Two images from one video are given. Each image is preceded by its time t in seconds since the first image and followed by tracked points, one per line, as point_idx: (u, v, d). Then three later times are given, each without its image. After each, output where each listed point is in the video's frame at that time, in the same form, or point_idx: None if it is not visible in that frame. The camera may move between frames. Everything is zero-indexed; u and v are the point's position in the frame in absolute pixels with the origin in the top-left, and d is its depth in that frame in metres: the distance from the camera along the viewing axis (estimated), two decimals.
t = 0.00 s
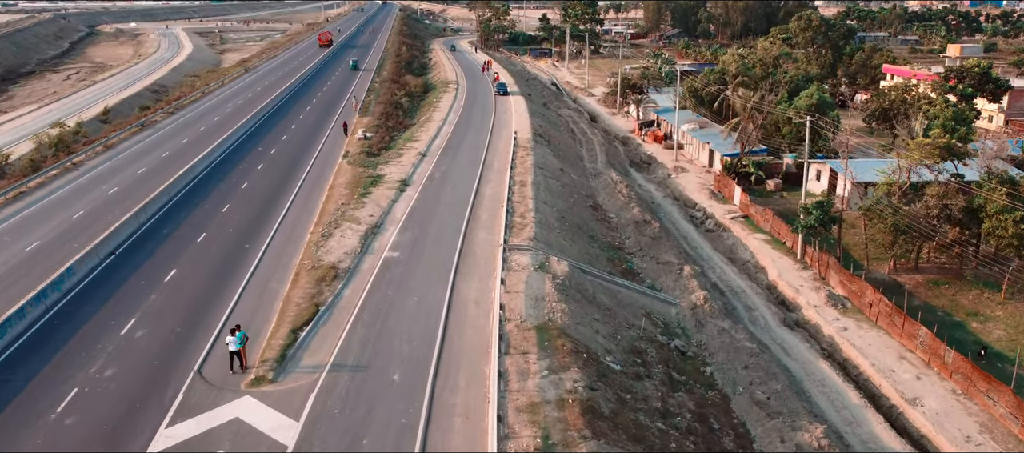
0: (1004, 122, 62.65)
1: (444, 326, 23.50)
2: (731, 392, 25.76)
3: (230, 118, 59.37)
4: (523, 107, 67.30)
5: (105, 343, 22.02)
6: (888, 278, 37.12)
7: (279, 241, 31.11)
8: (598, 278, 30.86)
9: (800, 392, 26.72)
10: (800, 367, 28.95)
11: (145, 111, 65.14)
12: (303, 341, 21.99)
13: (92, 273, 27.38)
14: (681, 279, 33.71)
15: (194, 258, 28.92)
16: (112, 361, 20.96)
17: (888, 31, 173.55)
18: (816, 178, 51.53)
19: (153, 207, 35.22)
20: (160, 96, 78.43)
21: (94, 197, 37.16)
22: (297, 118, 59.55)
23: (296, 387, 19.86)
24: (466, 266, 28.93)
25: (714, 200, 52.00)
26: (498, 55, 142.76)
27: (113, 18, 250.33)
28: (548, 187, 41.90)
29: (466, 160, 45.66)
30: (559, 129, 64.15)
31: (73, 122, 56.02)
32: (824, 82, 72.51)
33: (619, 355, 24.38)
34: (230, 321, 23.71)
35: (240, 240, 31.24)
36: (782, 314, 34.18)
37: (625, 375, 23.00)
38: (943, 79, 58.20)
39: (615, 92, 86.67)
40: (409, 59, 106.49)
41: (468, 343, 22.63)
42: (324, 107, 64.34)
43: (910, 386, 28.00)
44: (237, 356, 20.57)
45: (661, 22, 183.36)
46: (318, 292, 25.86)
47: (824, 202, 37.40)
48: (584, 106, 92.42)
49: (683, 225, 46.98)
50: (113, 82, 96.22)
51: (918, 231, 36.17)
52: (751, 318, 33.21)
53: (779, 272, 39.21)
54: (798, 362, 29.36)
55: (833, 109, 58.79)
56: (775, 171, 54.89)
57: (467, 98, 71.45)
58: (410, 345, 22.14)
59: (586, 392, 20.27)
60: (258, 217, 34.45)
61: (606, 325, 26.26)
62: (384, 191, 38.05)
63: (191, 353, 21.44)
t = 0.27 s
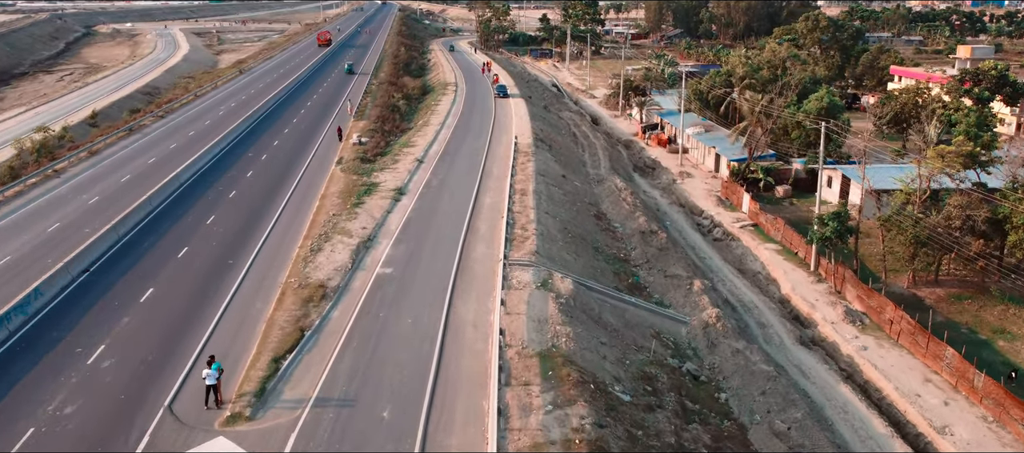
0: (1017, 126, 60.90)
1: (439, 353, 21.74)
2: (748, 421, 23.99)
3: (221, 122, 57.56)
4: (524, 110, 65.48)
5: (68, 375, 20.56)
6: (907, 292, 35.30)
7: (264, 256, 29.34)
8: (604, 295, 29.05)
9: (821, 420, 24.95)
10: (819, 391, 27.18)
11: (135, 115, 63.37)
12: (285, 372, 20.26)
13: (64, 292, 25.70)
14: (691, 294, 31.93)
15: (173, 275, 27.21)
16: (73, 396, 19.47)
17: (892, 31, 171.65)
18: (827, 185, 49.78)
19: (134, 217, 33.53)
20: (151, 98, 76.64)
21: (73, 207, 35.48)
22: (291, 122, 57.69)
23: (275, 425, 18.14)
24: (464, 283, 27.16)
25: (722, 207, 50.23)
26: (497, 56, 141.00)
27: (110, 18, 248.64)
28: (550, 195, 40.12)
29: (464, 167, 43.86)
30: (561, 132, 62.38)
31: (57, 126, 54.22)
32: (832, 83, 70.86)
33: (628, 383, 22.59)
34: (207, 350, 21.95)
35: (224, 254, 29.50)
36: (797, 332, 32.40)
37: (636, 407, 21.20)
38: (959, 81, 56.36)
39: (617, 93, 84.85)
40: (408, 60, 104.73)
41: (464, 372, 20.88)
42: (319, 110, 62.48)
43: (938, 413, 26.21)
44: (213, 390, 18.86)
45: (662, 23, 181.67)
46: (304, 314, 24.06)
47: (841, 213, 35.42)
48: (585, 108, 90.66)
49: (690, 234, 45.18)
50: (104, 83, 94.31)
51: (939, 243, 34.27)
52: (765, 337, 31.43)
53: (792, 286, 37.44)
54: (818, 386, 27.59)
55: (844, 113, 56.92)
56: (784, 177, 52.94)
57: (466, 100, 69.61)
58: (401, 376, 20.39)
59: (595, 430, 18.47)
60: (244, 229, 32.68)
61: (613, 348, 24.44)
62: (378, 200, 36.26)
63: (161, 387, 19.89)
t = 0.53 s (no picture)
0: None
1: (437, 385, 19.92)
2: None
3: (215, 125, 55.79)
4: (528, 113, 63.71)
5: (31, 410, 18.78)
6: (933, 309, 33.43)
7: (252, 272, 27.55)
8: (613, 316, 27.21)
9: None
10: (846, 421, 25.35)
11: (128, 118, 61.66)
12: (267, 409, 18.49)
13: (34, 313, 23.95)
14: (705, 312, 30.11)
15: (154, 293, 25.43)
16: (34, 436, 17.71)
17: (898, 32, 169.71)
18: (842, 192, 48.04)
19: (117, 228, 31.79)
20: (146, 100, 74.99)
21: (53, 217, 33.75)
22: (287, 125, 55.85)
23: None
24: (465, 303, 25.33)
25: (733, 215, 48.47)
26: (500, 57, 139.34)
27: (111, 18, 247.18)
28: (556, 205, 38.31)
29: (465, 174, 42.06)
30: (565, 136, 60.65)
31: (46, 131, 52.56)
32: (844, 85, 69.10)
33: (643, 417, 20.76)
34: (183, 381, 20.15)
35: (210, 270, 27.70)
36: (818, 352, 30.58)
37: (652, 445, 19.39)
38: (978, 84, 54.56)
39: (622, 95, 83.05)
40: (409, 61, 103.02)
41: (465, 407, 19.06)
42: (317, 113, 60.63)
43: (973, 445, 24.40)
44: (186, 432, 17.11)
45: (667, 23, 179.90)
46: (291, 339, 22.29)
47: (863, 225, 33.45)
48: (589, 110, 88.89)
49: (701, 244, 43.37)
50: (100, 84, 92.60)
51: (967, 257, 32.36)
52: (784, 358, 29.61)
53: (810, 300, 35.61)
54: (843, 414, 25.77)
55: (858, 116, 55.06)
56: (797, 184, 51.05)
57: (468, 103, 67.86)
58: (395, 412, 18.59)
59: None
60: (233, 242, 30.88)
61: (625, 377, 22.61)
62: (375, 211, 34.50)
63: (131, 425, 18.10)
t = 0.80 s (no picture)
0: None
1: (445, 423, 18.12)
2: None
3: (225, 128, 54.30)
4: (546, 117, 61.83)
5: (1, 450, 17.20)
6: (979, 330, 31.22)
7: (252, 290, 25.87)
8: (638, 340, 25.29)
9: None
10: None
11: (138, 120, 60.43)
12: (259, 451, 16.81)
13: (17, 335, 22.42)
14: (736, 335, 28.11)
15: (146, 313, 23.81)
16: None
17: (925, 33, 166.09)
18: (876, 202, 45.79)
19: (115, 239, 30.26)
20: (157, 102, 73.80)
21: (50, 227, 32.29)
22: (298, 129, 54.22)
23: None
24: (478, 326, 23.51)
25: (761, 226, 46.42)
26: (518, 58, 137.65)
27: (129, 18, 247.72)
28: (575, 216, 36.46)
29: (481, 182, 40.31)
30: (584, 141, 58.78)
31: (52, 134, 51.33)
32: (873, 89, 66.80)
33: None
34: (168, 416, 18.49)
35: (208, 287, 26.04)
36: (856, 377, 28.52)
37: None
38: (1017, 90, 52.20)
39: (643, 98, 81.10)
40: (425, 62, 101.47)
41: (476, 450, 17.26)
42: (330, 116, 58.96)
43: None
44: None
45: (687, 24, 177.40)
46: (289, 368, 20.59)
47: (905, 241, 31.36)
48: (609, 113, 86.90)
49: (727, 257, 41.32)
50: (113, 86, 91.66)
51: (1018, 277, 30.18)
52: (820, 385, 27.57)
53: (845, 319, 33.50)
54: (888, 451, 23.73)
55: (891, 122, 52.71)
56: (828, 192, 48.79)
57: (485, 106, 66.09)
58: None
59: None
60: (234, 254, 29.23)
61: (653, 412, 20.69)
62: (385, 222, 32.81)
63: None
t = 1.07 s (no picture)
0: None
1: None
2: None
3: (230, 132, 52.74)
4: (561, 120, 59.93)
5: None
6: None
7: (245, 310, 24.18)
8: (660, 367, 23.41)
9: None
10: None
11: (142, 123, 59.05)
12: None
13: None
14: (764, 359, 26.18)
15: (130, 337, 22.17)
16: None
17: (946, 34, 162.86)
18: (906, 212, 43.62)
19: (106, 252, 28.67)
20: (164, 104, 72.44)
21: (39, 238, 30.77)
22: (304, 133, 52.56)
23: None
24: (487, 353, 21.73)
25: (784, 236, 44.41)
26: (532, 59, 135.92)
27: (143, 18, 247.63)
28: (591, 227, 34.60)
29: (492, 190, 38.53)
30: (599, 146, 56.89)
31: (51, 139, 49.92)
32: (898, 91, 64.55)
33: None
34: None
35: (199, 307, 24.36)
36: (893, 406, 26.52)
37: None
38: None
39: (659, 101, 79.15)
40: (437, 64, 99.80)
41: None
42: (338, 120, 57.28)
43: None
44: None
45: (703, 25, 175.12)
46: (279, 402, 18.89)
47: (945, 258, 29.29)
48: (624, 116, 84.93)
49: (750, 270, 39.31)
50: (120, 87, 90.43)
51: None
52: (855, 414, 25.60)
53: (879, 340, 31.48)
54: None
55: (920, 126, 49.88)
56: (854, 201, 46.79)
57: (498, 109, 64.25)
58: None
59: None
60: (229, 270, 27.58)
61: None
62: (390, 235, 31.08)
63: None
